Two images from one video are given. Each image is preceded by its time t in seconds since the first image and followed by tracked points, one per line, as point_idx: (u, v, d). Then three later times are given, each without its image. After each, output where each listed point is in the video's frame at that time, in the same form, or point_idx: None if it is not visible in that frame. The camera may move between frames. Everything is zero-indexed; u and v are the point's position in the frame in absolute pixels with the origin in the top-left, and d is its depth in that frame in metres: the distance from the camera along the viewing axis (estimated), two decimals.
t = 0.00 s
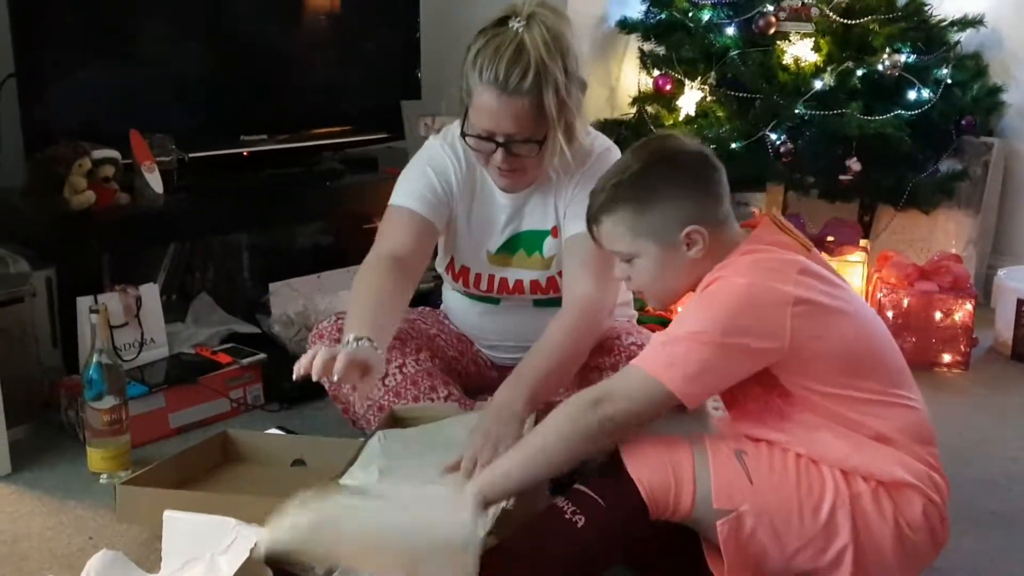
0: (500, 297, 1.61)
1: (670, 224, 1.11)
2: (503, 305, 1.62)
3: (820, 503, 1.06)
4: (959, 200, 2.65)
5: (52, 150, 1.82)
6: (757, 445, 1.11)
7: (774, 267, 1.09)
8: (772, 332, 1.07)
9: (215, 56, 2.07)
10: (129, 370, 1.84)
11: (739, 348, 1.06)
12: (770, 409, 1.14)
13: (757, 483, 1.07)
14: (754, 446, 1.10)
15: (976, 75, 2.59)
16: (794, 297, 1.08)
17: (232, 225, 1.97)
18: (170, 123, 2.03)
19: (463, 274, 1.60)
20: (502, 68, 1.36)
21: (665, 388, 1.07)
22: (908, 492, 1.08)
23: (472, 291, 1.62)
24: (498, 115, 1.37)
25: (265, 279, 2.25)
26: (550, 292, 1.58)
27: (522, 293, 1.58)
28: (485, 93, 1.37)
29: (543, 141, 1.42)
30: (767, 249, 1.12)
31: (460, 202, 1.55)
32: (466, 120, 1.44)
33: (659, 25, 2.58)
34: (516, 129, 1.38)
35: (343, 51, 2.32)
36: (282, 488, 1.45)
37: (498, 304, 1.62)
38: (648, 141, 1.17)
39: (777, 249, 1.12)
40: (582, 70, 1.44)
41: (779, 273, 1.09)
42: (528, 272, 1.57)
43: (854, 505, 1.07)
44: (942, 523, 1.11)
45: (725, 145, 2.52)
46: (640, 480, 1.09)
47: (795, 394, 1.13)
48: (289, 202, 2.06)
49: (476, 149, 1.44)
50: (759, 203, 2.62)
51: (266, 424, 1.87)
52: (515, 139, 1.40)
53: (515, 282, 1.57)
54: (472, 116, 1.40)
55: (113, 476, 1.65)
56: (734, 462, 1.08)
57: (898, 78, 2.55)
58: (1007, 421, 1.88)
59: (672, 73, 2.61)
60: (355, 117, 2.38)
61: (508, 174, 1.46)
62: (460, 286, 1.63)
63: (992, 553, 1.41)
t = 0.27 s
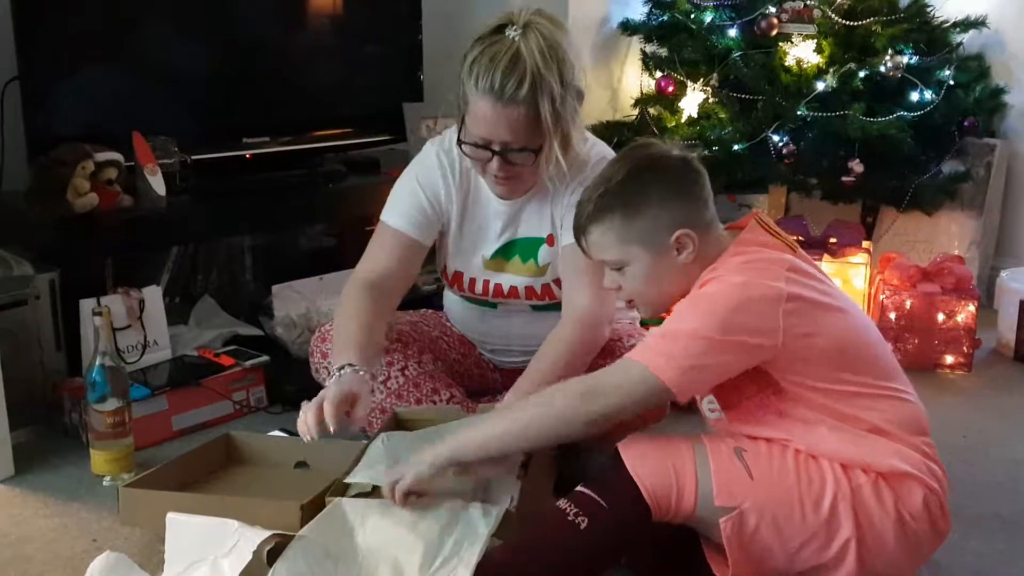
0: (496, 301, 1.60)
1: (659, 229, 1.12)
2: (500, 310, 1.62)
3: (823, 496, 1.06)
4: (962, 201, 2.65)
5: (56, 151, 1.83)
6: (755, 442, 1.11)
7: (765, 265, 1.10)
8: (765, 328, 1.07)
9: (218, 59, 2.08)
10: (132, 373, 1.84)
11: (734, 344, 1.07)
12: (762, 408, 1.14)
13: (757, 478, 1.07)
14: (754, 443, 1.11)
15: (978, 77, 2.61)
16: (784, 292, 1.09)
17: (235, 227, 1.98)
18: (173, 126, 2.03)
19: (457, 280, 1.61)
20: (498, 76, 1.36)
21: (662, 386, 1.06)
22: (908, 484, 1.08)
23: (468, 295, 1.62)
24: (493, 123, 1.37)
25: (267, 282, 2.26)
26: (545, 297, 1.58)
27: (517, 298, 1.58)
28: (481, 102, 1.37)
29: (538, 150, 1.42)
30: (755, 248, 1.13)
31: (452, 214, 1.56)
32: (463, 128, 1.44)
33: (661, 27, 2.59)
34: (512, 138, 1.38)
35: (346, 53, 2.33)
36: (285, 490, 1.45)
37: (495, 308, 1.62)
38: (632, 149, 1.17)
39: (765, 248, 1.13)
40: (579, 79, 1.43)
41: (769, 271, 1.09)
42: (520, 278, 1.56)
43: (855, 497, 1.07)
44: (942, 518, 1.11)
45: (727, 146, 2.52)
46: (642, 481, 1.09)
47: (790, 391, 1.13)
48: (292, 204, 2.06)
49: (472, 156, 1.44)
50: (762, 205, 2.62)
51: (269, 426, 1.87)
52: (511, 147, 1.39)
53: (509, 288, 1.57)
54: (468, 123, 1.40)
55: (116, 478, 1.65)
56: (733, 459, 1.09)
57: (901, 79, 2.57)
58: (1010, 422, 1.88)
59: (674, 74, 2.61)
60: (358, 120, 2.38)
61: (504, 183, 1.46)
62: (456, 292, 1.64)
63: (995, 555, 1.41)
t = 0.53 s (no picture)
0: (498, 290, 1.60)
1: (666, 231, 1.11)
2: (503, 301, 1.62)
3: (823, 502, 1.06)
4: (963, 203, 2.65)
5: (57, 153, 1.84)
6: (758, 446, 1.11)
7: (769, 269, 1.10)
8: (766, 330, 1.08)
9: (220, 60, 2.08)
10: (133, 374, 1.84)
11: (733, 345, 1.07)
12: (764, 404, 1.14)
13: (759, 483, 1.07)
14: (757, 447, 1.11)
15: (979, 79, 2.61)
16: (788, 296, 1.09)
17: (237, 228, 1.98)
18: (174, 127, 2.03)
19: (459, 271, 1.60)
20: (492, 60, 1.37)
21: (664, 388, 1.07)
22: (911, 492, 1.08)
23: (472, 286, 1.61)
24: (490, 106, 1.38)
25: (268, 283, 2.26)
26: (547, 284, 1.58)
27: (521, 285, 1.57)
28: (477, 86, 1.38)
29: (535, 131, 1.42)
30: (763, 249, 1.13)
31: (453, 209, 1.56)
32: (460, 115, 1.45)
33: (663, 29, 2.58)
34: (508, 121, 1.39)
35: (347, 54, 2.33)
36: (286, 491, 1.45)
37: (499, 300, 1.62)
38: (642, 149, 1.17)
39: (771, 254, 1.12)
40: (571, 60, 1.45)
41: (772, 275, 1.09)
42: (523, 263, 1.56)
43: (856, 505, 1.07)
44: (946, 527, 1.11)
45: (728, 148, 2.52)
46: (643, 481, 1.09)
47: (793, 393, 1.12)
48: (293, 206, 2.06)
49: (470, 143, 1.45)
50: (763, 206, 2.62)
51: (270, 427, 1.87)
52: (508, 130, 1.40)
53: (513, 275, 1.57)
54: (464, 110, 1.41)
55: (116, 479, 1.65)
56: (735, 462, 1.09)
57: (902, 81, 2.57)
58: (1012, 425, 1.88)
59: (675, 76, 2.61)
60: (359, 121, 2.38)
61: (502, 168, 1.46)
62: (459, 283, 1.63)
63: (998, 557, 1.41)
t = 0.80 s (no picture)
0: (504, 277, 1.59)
1: (676, 223, 1.12)
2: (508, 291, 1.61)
3: (824, 504, 1.06)
4: (963, 203, 2.66)
5: (58, 153, 1.84)
6: (760, 448, 1.11)
7: (779, 262, 1.10)
8: (776, 323, 1.08)
9: (220, 60, 2.08)
10: (134, 373, 1.84)
11: (744, 336, 1.07)
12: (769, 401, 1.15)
13: (760, 485, 1.07)
14: (759, 449, 1.11)
15: (979, 79, 2.59)
16: (798, 291, 1.09)
17: (238, 227, 1.98)
18: (175, 127, 2.03)
19: (465, 257, 1.59)
20: (494, 45, 1.37)
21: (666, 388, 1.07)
22: (913, 493, 1.08)
23: (477, 274, 1.60)
24: (492, 90, 1.38)
25: (269, 283, 2.26)
26: (552, 273, 1.56)
27: (526, 273, 1.56)
28: (479, 73, 1.38)
29: (538, 115, 1.42)
30: (773, 244, 1.13)
31: (459, 200, 1.56)
32: (463, 103, 1.45)
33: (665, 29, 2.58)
34: (510, 106, 1.39)
35: (347, 54, 2.32)
36: (287, 490, 1.45)
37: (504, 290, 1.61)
38: (654, 142, 1.17)
39: (781, 248, 1.12)
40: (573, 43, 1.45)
41: (782, 268, 1.09)
42: (528, 251, 1.55)
43: (858, 507, 1.06)
44: (947, 530, 1.11)
45: (729, 147, 2.52)
46: (644, 481, 1.09)
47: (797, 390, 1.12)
48: (293, 206, 2.06)
49: (474, 129, 1.45)
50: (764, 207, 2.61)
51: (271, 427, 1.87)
52: (511, 114, 1.40)
53: (518, 262, 1.55)
54: (467, 95, 1.41)
55: (117, 478, 1.65)
56: (737, 464, 1.09)
57: (903, 81, 2.58)
58: (1013, 424, 1.88)
59: (676, 76, 2.61)
60: (359, 121, 2.38)
61: (505, 153, 1.46)
62: (464, 271, 1.62)
63: (999, 557, 1.41)
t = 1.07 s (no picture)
0: (510, 271, 1.57)
1: (675, 220, 1.11)
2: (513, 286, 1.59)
3: (823, 504, 1.06)
4: (965, 203, 2.66)
5: (59, 152, 1.83)
6: (761, 448, 1.11)
7: (781, 263, 1.10)
8: (779, 326, 1.07)
9: (222, 60, 2.08)
10: (135, 373, 1.84)
11: (749, 339, 1.06)
12: (774, 411, 1.14)
13: (761, 485, 1.07)
14: (760, 449, 1.11)
15: (982, 79, 2.59)
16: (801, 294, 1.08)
17: (239, 227, 1.98)
18: (176, 127, 2.03)
19: (472, 249, 1.58)
20: (501, 41, 1.37)
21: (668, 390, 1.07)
22: (915, 495, 1.08)
23: (483, 268, 1.59)
24: (499, 85, 1.38)
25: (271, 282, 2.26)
26: (557, 266, 1.55)
27: (531, 266, 1.55)
28: (486, 68, 1.38)
29: (544, 110, 1.42)
30: (777, 245, 1.12)
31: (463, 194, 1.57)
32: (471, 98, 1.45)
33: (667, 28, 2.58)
34: (517, 101, 1.39)
35: (348, 54, 2.32)
36: (289, 490, 1.45)
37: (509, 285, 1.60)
38: (655, 139, 1.18)
39: (783, 248, 1.12)
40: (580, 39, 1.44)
41: (785, 270, 1.09)
42: (533, 244, 1.54)
43: (858, 508, 1.06)
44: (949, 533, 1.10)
45: (731, 147, 2.52)
46: (645, 481, 1.09)
47: (798, 395, 1.12)
48: (295, 206, 2.06)
49: (481, 124, 1.45)
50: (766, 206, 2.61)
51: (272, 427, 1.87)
52: (517, 109, 1.40)
53: (524, 255, 1.54)
54: (475, 91, 1.41)
55: (119, 478, 1.65)
56: (738, 464, 1.09)
57: (906, 81, 2.57)
58: (1015, 425, 1.88)
59: (678, 75, 2.61)
60: (361, 121, 2.38)
61: (512, 147, 1.46)
62: (469, 265, 1.60)
63: (1000, 557, 1.40)
